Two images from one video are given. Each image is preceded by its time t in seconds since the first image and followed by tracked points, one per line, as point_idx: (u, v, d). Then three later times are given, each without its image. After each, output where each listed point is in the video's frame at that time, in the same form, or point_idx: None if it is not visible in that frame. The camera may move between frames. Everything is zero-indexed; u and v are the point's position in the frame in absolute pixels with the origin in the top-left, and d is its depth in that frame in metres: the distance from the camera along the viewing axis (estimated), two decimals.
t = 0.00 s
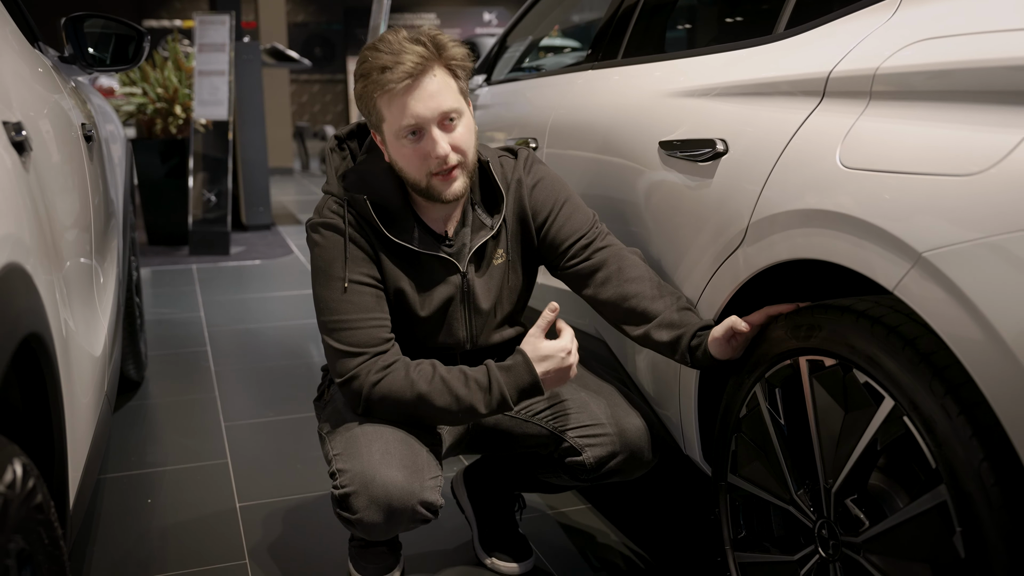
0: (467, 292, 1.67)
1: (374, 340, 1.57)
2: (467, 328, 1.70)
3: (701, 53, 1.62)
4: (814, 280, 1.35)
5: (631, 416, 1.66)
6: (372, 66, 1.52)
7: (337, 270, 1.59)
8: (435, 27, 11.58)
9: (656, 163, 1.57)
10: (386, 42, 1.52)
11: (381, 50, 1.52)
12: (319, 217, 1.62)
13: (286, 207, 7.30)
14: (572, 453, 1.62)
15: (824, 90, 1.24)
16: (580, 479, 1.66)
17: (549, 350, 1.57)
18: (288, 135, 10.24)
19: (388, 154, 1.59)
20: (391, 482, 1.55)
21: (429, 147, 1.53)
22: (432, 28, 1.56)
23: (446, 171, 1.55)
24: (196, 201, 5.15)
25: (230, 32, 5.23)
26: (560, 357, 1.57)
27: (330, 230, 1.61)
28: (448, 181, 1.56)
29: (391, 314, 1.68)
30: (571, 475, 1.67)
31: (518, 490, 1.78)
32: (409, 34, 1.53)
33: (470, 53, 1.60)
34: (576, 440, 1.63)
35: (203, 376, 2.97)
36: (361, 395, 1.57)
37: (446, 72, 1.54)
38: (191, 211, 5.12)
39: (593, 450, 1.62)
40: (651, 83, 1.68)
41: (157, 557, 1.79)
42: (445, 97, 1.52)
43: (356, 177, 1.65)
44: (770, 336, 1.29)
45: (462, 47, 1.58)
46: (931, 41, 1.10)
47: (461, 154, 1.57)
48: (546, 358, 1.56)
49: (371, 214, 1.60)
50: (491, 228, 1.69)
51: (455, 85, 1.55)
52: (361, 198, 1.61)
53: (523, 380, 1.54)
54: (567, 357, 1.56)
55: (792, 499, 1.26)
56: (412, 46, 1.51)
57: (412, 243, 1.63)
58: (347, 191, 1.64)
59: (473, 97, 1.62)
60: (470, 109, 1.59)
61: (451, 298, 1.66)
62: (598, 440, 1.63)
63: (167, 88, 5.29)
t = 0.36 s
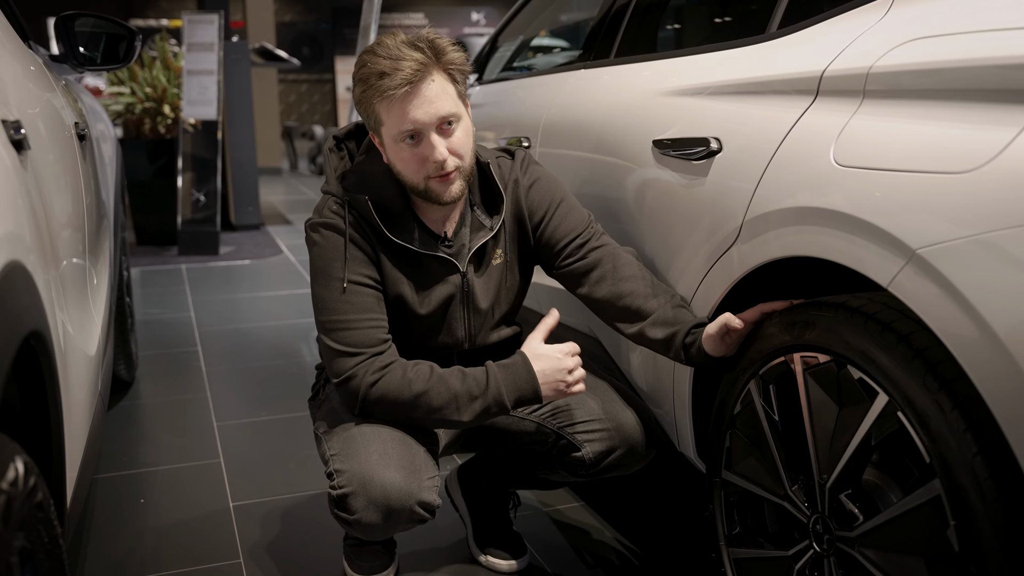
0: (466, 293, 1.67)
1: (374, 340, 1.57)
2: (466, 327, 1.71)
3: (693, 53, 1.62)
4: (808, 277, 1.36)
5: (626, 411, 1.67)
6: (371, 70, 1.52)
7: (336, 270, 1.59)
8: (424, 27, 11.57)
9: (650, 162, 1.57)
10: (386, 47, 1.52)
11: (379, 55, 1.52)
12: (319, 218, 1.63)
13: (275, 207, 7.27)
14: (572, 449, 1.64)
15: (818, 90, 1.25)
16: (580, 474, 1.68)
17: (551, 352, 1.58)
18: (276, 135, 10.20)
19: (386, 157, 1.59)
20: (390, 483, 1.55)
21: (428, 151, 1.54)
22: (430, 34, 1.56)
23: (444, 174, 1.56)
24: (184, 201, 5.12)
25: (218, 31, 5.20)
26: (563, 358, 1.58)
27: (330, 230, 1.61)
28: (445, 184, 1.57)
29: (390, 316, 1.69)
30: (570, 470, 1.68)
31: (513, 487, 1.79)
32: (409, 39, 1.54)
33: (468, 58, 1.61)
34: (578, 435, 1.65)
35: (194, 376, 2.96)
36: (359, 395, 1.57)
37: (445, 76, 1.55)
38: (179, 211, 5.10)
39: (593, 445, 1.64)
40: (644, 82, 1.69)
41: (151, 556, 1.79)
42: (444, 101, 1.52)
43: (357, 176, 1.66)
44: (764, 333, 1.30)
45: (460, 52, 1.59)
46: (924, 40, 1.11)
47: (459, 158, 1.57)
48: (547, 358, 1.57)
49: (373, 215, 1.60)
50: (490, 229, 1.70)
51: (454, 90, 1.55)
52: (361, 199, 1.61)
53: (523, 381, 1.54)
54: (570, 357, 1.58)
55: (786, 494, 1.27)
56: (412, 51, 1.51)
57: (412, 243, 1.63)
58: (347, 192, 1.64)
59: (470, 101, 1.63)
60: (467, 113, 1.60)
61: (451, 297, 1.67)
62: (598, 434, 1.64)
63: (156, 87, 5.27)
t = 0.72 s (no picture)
0: (456, 293, 1.68)
1: (367, 339, 1.57)
2: (457, 327, 1.71)
3: (685, 53, 1.63)
4: (802, 275, 1.37)
5: (619, 410, 1.67)
6: (364, 61, 1.53)
7: (326, 271, 1.59)
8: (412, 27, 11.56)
9: (642, 162, 1.58)
10: (381, 38, 1.53)
11: (373, 46, 1.53)
12: (308, 220, 1.62)
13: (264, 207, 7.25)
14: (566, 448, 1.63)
15: (810, 90, 1.26)
16: (574, 473, 1.68)
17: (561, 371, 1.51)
18: (264, 135, 10.17)
19: (375, 149, 1.59)
20: (386, 483, 1.55)
21: (416, 143, 1.54)
22: (426, 29, 1.57)
23: (430, 168, 1.56)
24: (173, 202, 5.10)
25: (207, 31, 5.17)
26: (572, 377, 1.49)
27: (319, 232, 1.61)
28: (431, 179, 1.57)
29: (380, 317, 1.69)
30: (564, 470, 1.68)
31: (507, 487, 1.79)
32: (404, 32, 1.54)
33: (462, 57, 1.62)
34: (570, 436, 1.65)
35: (184, 376, 2.95)
36: (354, 395, 1.58)
37: (438, 72, 1.55)
38: (168, 211, 5.07)
39: (587, 444, 1.64)
40: (636, 82, 1.69)
41: (144, 557, 1.78)
42: (435, 95, 1.53)
43: (345, 179, 1.68)
44: (757, 332, 1.31)
45: (455, 50, 1.59)
46: (914, 41, 1.12)
47: (447, 154, 1.57)
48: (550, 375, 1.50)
49: (361, 217, 1.60)
50: (479, 227, 1.71)
51: (445, 85, 1.56)
52: (350, 202, 1.60)
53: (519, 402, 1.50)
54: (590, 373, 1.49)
55: (780, 492, 1.28)
56: (406, 43, 1.52)
57: (400, 243, 1.63)
58: (336, 194, 1.64)
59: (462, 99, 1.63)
60: (458, 111, 1.60)
61: (441, 300, 1.67)
62: (591, 433, 1.64)
63: (144, 87, 5.24)
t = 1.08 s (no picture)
0: (447, 294, 1.68)
1: (357, 338, 1.58)
2: (449, 329, 1.72)
3: (679, 54, 1.64)
4: (797, 275, 1.39)
5: (614, 409, 1.69)
6: (362, 67, 1.53)
7: (317, 270, 1.59)
8: (401, 27, 11.56)
9: (637, 162, 1.59)
10: (380, 45, 1.53)
11: (371, 52, 1.53)
12: (299, 220, 1.63)
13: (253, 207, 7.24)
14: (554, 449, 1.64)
15: (805, 91, 1.27)
16: (563, 474, 1.68)
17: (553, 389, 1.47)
18: (253, 135, 10.14)
19: (371, 155, 1.60)
20: (379, 482, 1.55)
21: (413, 151, 1.55)
22: (424, 36, 1.57)
23: (427, 176, 1.57)
24: (161, 202, 5.08)
25: (196, 31, 5.15)
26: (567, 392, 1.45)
27: (310, 232, 1.61)
28: (428, 187, 1.57)
29: (372, 316, 1.69)
30: (553, 470, 1.68)
31: (501, 487, 1.79)
32: (403, 40, 1.54)
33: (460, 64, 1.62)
34: (557, 436, 1.65)
35: (175, 377, 2.94)
36: (345, 395, 1.58)
37: (436, 80, 1.56)
38: (157, 211, 5.05)
39: (574, 445, 1.64)
40: (631, 83, 1.70)
41: (138, 558, 1.78)
42: (433, 105, 1.53)
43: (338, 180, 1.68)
44: (751, 332, 1.32)
45: (452, 58, 1.60)
46: (908, 42, 1.14)
47: (444, 162, 1.58)
48: (540, 397, 1.47)
49: (353, 218, 1.61)
50: (471, 231, 1.70)
51: (443, 94, 1.56)
52: (341, 201, 1.62)
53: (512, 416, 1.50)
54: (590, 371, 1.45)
55: (775, 490, 1.29)
56: (405, 51, 1.52)
57: (392, 245, 1.63)
58: (327, 194, 1.64)
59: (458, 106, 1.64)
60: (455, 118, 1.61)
61: (432, 299, 1.67)
62: (579, 435, 1.65)
63: (132, 87, 5.22)
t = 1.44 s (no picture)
0: (443, 295, 1.68)
1: (355, 340, 1.58)
2: (443, 329, 1.72)
3: (675, 54, 1.65)
4: (792, 273, 1.40)
5: (610, 406, 1.69)
6: (367, 68, 1.53)
7: (314, 273, 1.59)
8: (391, 27, 11.56)
9: (633, 162, 1.60)
10: (382, 45, 1.54)
11: (375, 53, 1.54)
12: (295, 222, 1.62)
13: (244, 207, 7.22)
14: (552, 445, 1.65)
15: (801, 91, 1.29)
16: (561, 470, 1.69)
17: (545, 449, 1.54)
18: (243, 135, 10.12)
19: (376, 157, 1.60)
20: (379, 482, 1.56)
21: (425, 148, 1.55)
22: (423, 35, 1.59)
23: (437, 173, 1.58)
24: (152, 202, 5.06)
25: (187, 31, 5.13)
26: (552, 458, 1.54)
27: (307, 234, 1.60)
28: (438, 183, 1.58)
29: (368, 317, 1.69)
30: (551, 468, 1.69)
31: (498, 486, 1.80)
32: (404, 39, 1.56)
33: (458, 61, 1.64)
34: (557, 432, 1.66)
35: (168, 378, 2.93)
36: (343, 397, 1.58)
37: (440, 77, 1.57)
38: (148, 212, 5.04)
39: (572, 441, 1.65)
40: (627, 83, 1.71)
41: (135, 559, 1.78)
42: (441, 101, 1.54)
43: (332, 181, 1.68)
44: (747, 331, 1.33)
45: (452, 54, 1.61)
46: (904, 44, 1.15)
47: (451, 158, 1.60)
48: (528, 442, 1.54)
49: (348, 219, 1.60)
50: (467, 231, 1.71)
51: (447, 90, 1.57)
52: (337, 202, 1.60)
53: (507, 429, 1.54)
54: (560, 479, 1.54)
55: (773, 487, 1.30)
56: (409, 50, 1.53)
57: (388, 247, 1.63)
58: (323, 196, 1.64)
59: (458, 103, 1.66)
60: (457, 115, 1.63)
61: (428, 301, 1.68)
62: (577, 431, 1.66)
63: (122, 87, 5.20)
